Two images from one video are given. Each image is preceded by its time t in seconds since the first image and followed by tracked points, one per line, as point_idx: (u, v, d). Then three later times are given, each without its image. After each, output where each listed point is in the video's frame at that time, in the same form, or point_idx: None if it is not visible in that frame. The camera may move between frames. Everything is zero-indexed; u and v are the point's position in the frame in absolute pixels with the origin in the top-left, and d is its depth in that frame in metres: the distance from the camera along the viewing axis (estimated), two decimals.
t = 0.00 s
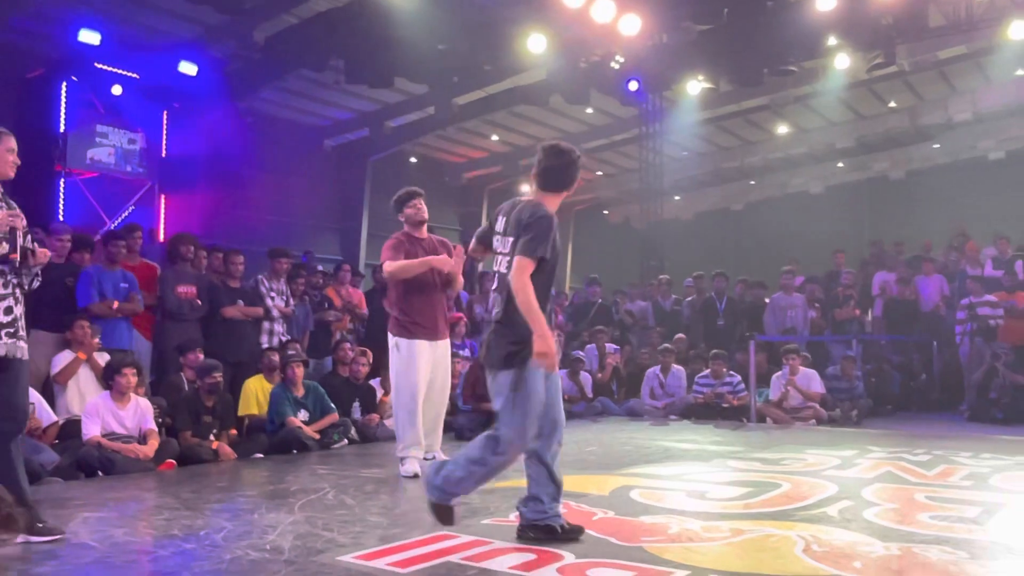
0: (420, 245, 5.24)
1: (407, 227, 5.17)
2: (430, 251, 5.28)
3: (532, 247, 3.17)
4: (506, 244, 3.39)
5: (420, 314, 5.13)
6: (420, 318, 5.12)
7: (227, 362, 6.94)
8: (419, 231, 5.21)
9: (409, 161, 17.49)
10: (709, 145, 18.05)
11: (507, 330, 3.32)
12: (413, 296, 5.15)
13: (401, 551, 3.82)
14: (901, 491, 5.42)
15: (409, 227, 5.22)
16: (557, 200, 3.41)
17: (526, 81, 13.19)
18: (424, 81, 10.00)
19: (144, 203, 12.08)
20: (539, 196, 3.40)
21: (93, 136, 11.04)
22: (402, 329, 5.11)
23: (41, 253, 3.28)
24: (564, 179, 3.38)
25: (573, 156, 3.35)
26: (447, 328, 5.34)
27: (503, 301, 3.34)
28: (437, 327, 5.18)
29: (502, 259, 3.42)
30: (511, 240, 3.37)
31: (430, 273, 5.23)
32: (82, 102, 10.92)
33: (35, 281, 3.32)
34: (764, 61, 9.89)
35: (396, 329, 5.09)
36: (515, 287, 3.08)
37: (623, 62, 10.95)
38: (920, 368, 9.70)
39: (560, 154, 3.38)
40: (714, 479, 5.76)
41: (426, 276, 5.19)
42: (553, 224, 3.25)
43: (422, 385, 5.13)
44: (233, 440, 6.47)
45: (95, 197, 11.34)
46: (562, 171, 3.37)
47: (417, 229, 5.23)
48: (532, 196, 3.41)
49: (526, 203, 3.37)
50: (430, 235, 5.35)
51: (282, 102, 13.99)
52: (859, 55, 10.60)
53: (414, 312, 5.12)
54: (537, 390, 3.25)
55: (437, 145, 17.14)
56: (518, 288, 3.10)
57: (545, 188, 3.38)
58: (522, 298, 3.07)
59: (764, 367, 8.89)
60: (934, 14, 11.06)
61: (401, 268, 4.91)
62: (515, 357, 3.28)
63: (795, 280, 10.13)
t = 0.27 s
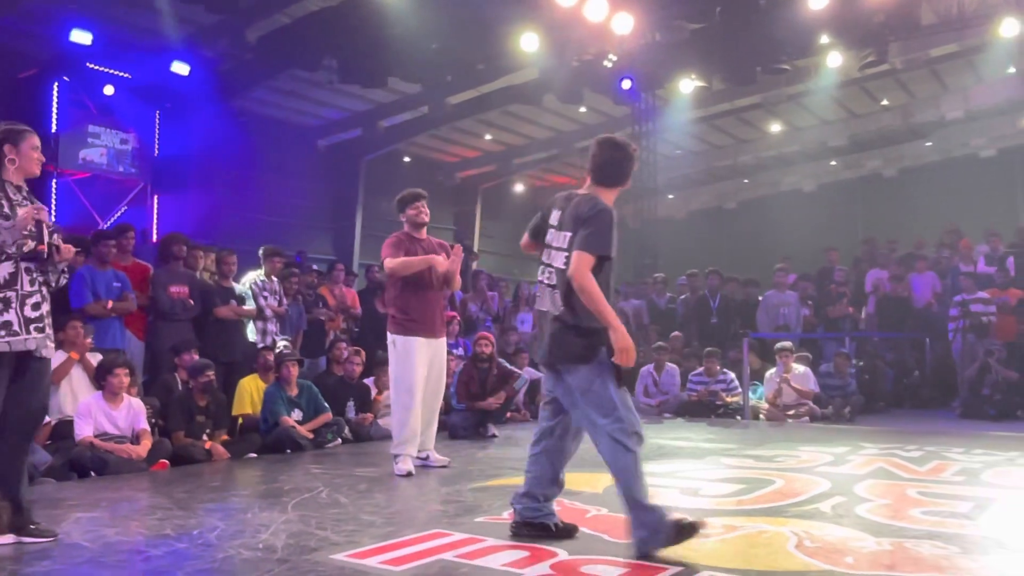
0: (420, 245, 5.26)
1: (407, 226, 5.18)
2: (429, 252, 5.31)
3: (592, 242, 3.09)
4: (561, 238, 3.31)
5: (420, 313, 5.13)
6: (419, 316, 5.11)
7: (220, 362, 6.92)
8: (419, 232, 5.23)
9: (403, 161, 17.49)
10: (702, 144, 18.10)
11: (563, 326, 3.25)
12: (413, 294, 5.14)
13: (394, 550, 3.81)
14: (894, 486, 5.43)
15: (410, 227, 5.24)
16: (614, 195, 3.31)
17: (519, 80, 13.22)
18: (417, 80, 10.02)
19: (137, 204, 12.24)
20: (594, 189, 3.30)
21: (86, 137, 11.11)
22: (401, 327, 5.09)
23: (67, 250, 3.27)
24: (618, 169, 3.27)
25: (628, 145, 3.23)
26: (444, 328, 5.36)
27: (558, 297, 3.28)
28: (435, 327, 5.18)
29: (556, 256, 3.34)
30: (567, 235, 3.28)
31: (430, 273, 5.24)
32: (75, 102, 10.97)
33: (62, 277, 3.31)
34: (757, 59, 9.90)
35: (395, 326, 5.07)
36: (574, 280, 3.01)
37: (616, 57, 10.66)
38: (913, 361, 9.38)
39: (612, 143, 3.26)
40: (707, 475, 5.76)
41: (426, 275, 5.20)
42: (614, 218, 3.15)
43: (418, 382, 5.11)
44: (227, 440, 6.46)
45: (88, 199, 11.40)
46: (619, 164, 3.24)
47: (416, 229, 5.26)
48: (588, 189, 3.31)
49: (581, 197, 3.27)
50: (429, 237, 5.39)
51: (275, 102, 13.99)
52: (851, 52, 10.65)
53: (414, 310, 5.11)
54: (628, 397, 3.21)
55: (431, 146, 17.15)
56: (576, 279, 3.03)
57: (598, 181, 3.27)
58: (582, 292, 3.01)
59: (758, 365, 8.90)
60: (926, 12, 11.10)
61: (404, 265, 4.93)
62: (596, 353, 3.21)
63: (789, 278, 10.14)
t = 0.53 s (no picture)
0: (416, 247, 5.25)
1: (404, 228, 5.17)
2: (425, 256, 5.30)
3: (653, 243, 2.98)
4: (621, 239, 3.20)
5: (414, 315, 5.12)
6: (413, 319, 5.10)
7: (213, 363, 6.92)
8: (416, 234, 5.22)
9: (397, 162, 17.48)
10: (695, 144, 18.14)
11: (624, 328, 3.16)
12: (408, 297, 5.13)
13: (387, 551, 3.82)
14: (887, 486, 5.43)
15: (407, 229, 5.23)
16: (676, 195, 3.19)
17: (512, 81, 13.19)
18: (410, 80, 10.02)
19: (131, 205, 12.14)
20: (654, 188, 3.19)
21: (78, 138, 11.19)
22: (394, 329, 5.08)
23: (75, 251, 3.16)
24: (678, 171, 3.15)
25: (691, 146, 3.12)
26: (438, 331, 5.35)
27: (618, 299, 3.18)
28: (428, 330, 5.17)
29: (614, 257, 3.24)
30: (627, 236, 3.17)
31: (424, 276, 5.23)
32: (66, 104, 11.00)
33: (70, 279, 3.28)
34: (749, 60, 9.91)
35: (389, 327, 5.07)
36: (632, 280, 2.94)
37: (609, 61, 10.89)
38: (906, 363, 9.48)
39: (674, 144, 3.15)
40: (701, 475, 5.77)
41: (421, 278, 5.19)
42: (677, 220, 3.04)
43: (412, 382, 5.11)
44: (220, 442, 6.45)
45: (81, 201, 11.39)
46: (681, 163, 3.13)
47: (414, 232, 5.24)
48: (648, 188, 3.20)
49: (640, 197, 3.17)
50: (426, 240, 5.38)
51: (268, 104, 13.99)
52: (845, 52, 10.67)
53: (408, 312, 5.10)
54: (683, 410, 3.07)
55: (425, 146, 17.14)
56: (634, 281, 2.96)
57: (658, 182, 3.17)
58: (639, 294, 2.93)
59: (751, 365, 8.92)
60: (919, 13, 11.12)
61: (400, 267, 4.93)
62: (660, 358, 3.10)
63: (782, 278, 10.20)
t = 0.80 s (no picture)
0: (396, 251, 5.26)
1: (385, 231, 5.18)
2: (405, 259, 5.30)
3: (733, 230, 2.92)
4: (685, 232, 3.10)
5: (392, 317, 5.11)
6: (391, 321, 5.09)
7: (190, 365, 6.86)
8: (397, 238, 5.23)
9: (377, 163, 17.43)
10: (674, 147, 18.23)
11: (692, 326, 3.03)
12: (387, 299, 5.13)
13: (365, 554, 3.80)
14: (862, 487, 5.48)
15: (387, 232, 5.23)
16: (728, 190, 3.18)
17: (492, 83, 13.20)
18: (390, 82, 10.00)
19: (106, 205, 12.14)
20: (708, 182, 3.16)
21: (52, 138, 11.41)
22: (371, 331, 5.07)
23: (72, 254, 3.07)
24: (727, 168, 3.15)
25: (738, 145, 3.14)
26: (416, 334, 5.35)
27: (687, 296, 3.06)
28: (406, 333, 5.16)
29: (675, 253, 3.12)
30: (693, 229, 3.07)
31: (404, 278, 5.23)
32: (40, 102, 11.15)
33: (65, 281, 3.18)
34: (726, 64, 9.98)
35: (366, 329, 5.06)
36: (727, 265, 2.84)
37: (588, 64, 11.03)
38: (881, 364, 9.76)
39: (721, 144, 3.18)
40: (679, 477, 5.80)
41: (400, 281, 5.19)
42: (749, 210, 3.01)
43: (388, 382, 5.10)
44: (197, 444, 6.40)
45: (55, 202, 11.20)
46: (734, 159, 3.14)
47: (394, 236, 5.25)
48: (702, 183, 3.16)
49: (700, 191, 3.11)
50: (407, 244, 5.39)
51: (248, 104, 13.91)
52: (821, 57, 10.78)
53: (386, 315, 5.09)
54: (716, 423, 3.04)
55: (405, 147, 17.10)
56: (729, 268, 2.85)
57: (711, 178, 3.15)
58: (736, 275, 2.82)
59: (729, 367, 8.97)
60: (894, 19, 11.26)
61: (380, 269, 4.93)
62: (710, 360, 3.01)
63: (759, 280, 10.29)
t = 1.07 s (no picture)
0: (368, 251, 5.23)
1: (357, 232, 5.16)
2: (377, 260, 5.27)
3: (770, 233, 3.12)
4: (719, 236, 3.30)
5: (361, 317, 5.09)
6: (361, 321, 5.07)
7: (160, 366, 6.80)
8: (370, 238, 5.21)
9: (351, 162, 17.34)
10: (648, 148, 18.34)
11: (728, 326, 3.21)
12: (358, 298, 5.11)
13: (338, 555, 3.79)
14: (833, 487, 5.54)
15: (360, 232, 5.21)
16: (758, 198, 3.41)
17: (467, 83, 13.18)
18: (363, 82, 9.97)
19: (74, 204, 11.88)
20: (738, 188, 3.38)
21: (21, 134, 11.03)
22: (341, 331, 5.05)
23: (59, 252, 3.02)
24: (756, 175, 3.37)
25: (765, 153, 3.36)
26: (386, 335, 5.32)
27: (728, 298, 3.23)
28: (376, 333, 5.14)
29: (710, 256, 3.31)
30: (728, 234, 3.27)
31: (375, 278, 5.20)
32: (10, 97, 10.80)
33: (48, 278, 3.12)
34: (699, 67, 10.06)
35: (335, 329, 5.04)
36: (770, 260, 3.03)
37: (563, 65, 11.05)
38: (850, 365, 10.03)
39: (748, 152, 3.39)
40: (652, 478, 5.82)
41: (371, 281, 5.17)
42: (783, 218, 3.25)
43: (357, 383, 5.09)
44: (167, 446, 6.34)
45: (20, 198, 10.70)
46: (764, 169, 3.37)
47: (367, 236, 5.23)
48: (733, 191, 3.38)
49: (733, 198, 3.32)
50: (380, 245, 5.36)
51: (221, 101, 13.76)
52: (794, 61, 10.90)
53: (356, 314, 5.07)
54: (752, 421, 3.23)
55: (380, 146, 17.03)
56: (774, 270, 3.04)
57: (740, 185, 3.37)
58: (783, 276, 3.01)
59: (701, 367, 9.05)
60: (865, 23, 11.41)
61: (350, 269, 4.91)
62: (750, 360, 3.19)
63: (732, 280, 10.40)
